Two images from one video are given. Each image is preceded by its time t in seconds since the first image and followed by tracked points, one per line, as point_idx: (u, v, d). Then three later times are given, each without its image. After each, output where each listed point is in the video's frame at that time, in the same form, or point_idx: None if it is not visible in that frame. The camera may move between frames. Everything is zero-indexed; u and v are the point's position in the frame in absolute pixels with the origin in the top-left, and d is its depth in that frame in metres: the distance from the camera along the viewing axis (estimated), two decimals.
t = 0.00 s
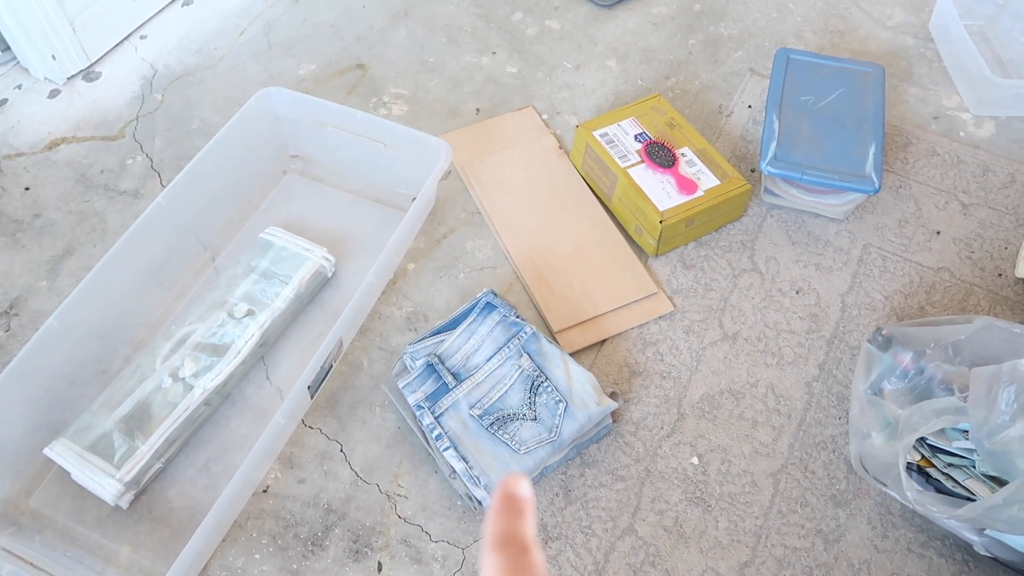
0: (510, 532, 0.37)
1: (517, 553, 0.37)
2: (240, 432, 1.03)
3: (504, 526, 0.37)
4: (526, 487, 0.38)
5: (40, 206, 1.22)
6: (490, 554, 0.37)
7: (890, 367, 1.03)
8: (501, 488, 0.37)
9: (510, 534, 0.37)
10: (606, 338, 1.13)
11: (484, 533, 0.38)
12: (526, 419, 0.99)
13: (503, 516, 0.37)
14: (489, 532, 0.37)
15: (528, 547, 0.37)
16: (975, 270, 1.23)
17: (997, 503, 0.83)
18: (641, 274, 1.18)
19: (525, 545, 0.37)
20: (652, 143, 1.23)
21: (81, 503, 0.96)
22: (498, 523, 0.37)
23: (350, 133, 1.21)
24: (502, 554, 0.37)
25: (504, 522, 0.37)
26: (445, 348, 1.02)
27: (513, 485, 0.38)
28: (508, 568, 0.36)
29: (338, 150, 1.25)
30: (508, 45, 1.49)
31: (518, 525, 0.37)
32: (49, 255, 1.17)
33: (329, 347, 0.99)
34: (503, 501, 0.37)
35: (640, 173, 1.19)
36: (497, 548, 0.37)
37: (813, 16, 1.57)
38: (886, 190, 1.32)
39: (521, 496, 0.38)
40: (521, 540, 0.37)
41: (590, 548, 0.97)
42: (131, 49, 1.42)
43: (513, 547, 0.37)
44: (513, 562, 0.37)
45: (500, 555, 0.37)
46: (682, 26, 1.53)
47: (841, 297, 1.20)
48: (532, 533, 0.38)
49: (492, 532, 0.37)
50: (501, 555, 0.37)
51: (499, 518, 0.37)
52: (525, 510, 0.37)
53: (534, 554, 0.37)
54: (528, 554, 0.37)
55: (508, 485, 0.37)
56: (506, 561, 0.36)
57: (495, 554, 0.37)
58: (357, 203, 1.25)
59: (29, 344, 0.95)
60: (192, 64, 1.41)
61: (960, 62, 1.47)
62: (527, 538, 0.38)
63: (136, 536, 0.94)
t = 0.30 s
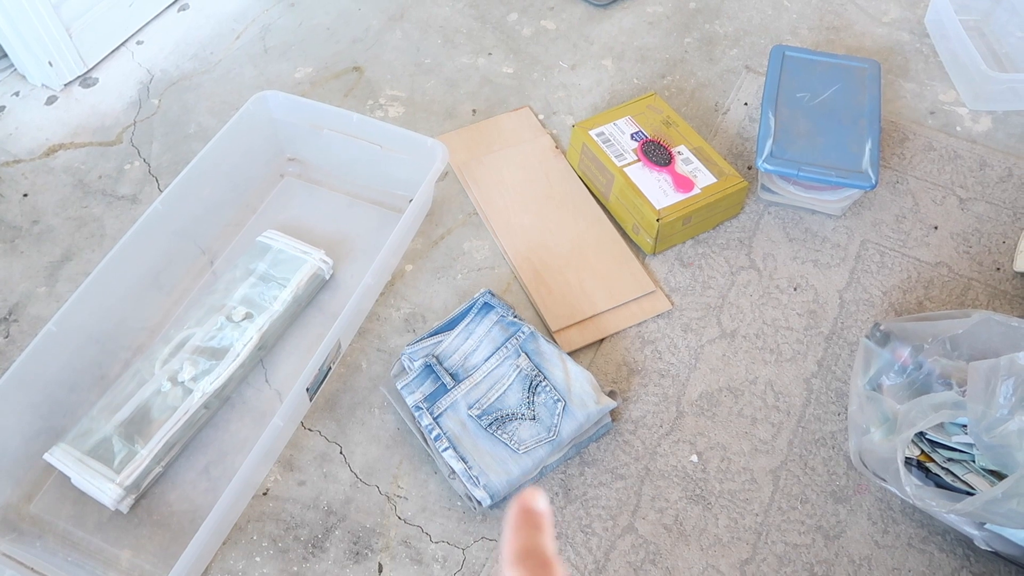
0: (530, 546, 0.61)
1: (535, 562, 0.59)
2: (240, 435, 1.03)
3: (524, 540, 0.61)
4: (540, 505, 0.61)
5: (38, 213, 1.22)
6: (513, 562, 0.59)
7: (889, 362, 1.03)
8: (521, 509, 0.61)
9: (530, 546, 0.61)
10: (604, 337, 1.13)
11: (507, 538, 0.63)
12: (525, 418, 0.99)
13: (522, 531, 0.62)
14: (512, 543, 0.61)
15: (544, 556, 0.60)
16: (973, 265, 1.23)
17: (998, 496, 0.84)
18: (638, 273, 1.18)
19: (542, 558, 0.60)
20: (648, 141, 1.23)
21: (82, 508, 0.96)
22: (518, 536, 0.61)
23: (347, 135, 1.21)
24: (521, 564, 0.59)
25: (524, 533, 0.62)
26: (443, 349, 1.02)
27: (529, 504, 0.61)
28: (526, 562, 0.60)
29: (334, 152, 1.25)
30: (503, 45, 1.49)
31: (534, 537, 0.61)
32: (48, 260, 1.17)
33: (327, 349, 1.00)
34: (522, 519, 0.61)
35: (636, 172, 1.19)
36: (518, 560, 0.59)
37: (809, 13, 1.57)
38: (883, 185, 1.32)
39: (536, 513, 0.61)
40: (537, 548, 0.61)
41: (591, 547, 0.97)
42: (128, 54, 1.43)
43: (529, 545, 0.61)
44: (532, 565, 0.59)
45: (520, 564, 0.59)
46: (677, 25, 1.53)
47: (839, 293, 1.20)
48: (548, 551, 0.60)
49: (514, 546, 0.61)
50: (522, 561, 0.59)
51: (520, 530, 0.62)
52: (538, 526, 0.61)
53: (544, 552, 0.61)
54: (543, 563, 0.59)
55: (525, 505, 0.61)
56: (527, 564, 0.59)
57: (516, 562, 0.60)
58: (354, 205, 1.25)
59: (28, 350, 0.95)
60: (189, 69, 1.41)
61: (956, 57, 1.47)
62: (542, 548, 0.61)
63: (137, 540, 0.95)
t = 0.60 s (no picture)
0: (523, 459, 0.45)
1: (530, 483, 0.44)
2: (240, 437, 1.03)
3: (514, 452, 0.46)
4: (527, 409, 0.49)
5: (38, 216, 1.22)
6: (501, 482, 0.44)
7: (888, 360, 1.03)
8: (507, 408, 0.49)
9: (521, 462, 0.45)
10: (603, 336, 1.13)
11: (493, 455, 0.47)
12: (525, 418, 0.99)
13: (509, 442, 0.47)
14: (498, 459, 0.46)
15: (551, 512, 0.42)
16: (972, 262, 1.23)
17: (996, 493, 0.84)
18: (638, 273, 1.19)
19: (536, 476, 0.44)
20: (646, 141, 1.23)
21: (83, 510, 0.96)
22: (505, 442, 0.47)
23: (345, 137, 1.21)
24: (513, 482, 0.44)
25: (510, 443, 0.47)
26: (443, 350, 1.03)
27: (513, 405, 0.49)
28: (537, 553, 0.38)
29: (333, 155, 1.25)
30: (501, 47, 1.49)
31: (525, 450, 0.46)
32: (48, 264, 1.17)
33: (327, 350, 1.00)
34: (508, 423, 0.48)
35: (635, 172, 1.19)
36: (507, 479, 0.44)
37: (806, 12, 1.57)
38: (881, 183, 1.32)
39: (528, 414, 0.49)
40: (535, 468, 0.45)
41: (592, 547, 0.97)
42: (126, 58, 1.43)
43: (528, 492, 0.43)
44: (525, 493, 0.43)
45: (511, 484, 0.44)
46: (675, 25, 1.54)
47: (839, 291, 1.20)
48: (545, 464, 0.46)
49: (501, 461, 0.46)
50: (514, 486, 0.43)
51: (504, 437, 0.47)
52: (529, 433, 0.47)
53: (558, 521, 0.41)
54: (540, 483, 0.44)
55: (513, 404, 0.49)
56: (519, 489, 0.43)
57: (506, 483, 0.44)
58: (353, 207, 1.25)
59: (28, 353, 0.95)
60: (187, 73, 1.42)
61: (953, 56, 1.47)
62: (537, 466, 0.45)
63: (138, 542, 0.95)
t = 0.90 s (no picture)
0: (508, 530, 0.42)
1: (516, 552, 0.41)
2: (241, 438, 1.03)
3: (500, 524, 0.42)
4: (522, 477, 0.43)
5: (37, 220, 1.23)
6: (486, 552, 0.40)
7: (886, 356, 1.04)
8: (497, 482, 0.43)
9: (508, 532, 0.42)
10: (602, 335, 1.14)
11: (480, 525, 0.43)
12: (525, 417, 0.99)
13: (498, 511, 0.43)
14: (485, 527, 0.42)
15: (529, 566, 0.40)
16: (969, 258, 1.23)
17: (995, 487, 0.84)
18: (636, 271, 1.19)
19: (525, 545, 0.42)
20: (644, 140, 1.23)
21: (84, 513, 0.97)
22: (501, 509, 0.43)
23: (343, 139, 1.21)
24: (499, 553, 0.40)
25: (501, 514, 0.43)
26: (443, 349, 1.03)
27: (508, 474, 0.43)
28: None
29: (332, 156, 1.25)
30: (498, 48, 1.50)
31: (514, 520, 0.42)
32: (47, 267, 1.18)
33: (327, 350, 1.00)
34: (499, 494, 0.43)
35: (633, 171, 1.20)
36: (493, 549, 0.40)
37: (802, 11, 1.58)
38: (879, 181, 1.32)
39: (517, 489, 0.43)
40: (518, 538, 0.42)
41: (592, 545, 0.97)
42: (124, 62, 1.43)
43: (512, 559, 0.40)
44: (513, 563, 0.40)
45: (495, 554, 0.40)
46: (671, 24, 1.54)
47: (837, 289, 1.20)
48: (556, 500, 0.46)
49: (487, 531, 0.42)
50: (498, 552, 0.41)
51: (495, 509, 0.43)
52: (522, 505, 0.43)
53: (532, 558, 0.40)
54: (526, 553, 0.41)
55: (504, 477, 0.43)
56: (504, 558, 0.40)
57: (491, 552, 0.41)
58: (352, 208, 1.26)
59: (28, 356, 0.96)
60: (185, 75, 1.42)
61: (949, 53, 1.47)
62: (525, 535, 0.42)
63: (140, 544, 0.95)
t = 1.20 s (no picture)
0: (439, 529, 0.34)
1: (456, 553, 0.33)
2: (240, 440, 1.03)
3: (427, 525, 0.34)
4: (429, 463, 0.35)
5: (36, 223, 1.23)
6: None
7: (884, 354, 1.04)
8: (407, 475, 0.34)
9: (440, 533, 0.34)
10: (601, 335, 1.14)
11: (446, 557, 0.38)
12: (524, 417, 1.00)
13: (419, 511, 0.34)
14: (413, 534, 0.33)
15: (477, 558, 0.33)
16: (966, 257, 1.24)
17: (992, 483, 0.85)
18: (635, 271, 1.19)
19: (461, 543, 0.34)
20: (641, 141, 1.24)
21: (84, 515, 0.97)
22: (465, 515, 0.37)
23: (342, 140, 1.22)
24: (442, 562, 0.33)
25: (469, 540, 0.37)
26: (442, 350, 1.03)
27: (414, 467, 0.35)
28: None
29: (330, 158, 1.26)
30: (496, 49, 1.50)
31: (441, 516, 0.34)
32: (46, 270, 1.18)
33: (326, 351, 1.00)
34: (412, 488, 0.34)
35: (630, 171, 1.20)
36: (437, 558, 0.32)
37: (798, 12, 1.58)
38: (875, 180, 1.33)
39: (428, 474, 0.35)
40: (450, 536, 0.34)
41: (592, 544, 0.98)
42: (122, 65, 1.43)
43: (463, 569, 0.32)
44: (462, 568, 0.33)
45: None
46: (668, 26, 1.55)
47: (834, 287, 1.21)
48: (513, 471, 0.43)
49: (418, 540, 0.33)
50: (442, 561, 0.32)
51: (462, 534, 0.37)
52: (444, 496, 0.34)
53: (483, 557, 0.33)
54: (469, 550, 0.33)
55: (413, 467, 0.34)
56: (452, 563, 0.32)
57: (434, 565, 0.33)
58: (350, 210, 1.26)
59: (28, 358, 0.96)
60: (184, 78, 1.42)
61: (945, 53, 1.48)
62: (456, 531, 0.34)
63: (140, 546, 0.95)
